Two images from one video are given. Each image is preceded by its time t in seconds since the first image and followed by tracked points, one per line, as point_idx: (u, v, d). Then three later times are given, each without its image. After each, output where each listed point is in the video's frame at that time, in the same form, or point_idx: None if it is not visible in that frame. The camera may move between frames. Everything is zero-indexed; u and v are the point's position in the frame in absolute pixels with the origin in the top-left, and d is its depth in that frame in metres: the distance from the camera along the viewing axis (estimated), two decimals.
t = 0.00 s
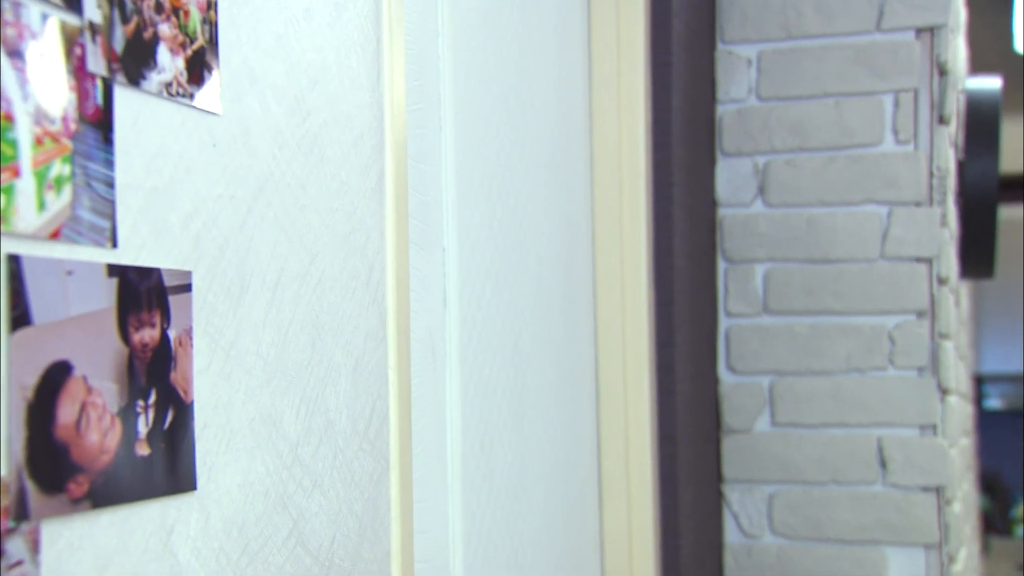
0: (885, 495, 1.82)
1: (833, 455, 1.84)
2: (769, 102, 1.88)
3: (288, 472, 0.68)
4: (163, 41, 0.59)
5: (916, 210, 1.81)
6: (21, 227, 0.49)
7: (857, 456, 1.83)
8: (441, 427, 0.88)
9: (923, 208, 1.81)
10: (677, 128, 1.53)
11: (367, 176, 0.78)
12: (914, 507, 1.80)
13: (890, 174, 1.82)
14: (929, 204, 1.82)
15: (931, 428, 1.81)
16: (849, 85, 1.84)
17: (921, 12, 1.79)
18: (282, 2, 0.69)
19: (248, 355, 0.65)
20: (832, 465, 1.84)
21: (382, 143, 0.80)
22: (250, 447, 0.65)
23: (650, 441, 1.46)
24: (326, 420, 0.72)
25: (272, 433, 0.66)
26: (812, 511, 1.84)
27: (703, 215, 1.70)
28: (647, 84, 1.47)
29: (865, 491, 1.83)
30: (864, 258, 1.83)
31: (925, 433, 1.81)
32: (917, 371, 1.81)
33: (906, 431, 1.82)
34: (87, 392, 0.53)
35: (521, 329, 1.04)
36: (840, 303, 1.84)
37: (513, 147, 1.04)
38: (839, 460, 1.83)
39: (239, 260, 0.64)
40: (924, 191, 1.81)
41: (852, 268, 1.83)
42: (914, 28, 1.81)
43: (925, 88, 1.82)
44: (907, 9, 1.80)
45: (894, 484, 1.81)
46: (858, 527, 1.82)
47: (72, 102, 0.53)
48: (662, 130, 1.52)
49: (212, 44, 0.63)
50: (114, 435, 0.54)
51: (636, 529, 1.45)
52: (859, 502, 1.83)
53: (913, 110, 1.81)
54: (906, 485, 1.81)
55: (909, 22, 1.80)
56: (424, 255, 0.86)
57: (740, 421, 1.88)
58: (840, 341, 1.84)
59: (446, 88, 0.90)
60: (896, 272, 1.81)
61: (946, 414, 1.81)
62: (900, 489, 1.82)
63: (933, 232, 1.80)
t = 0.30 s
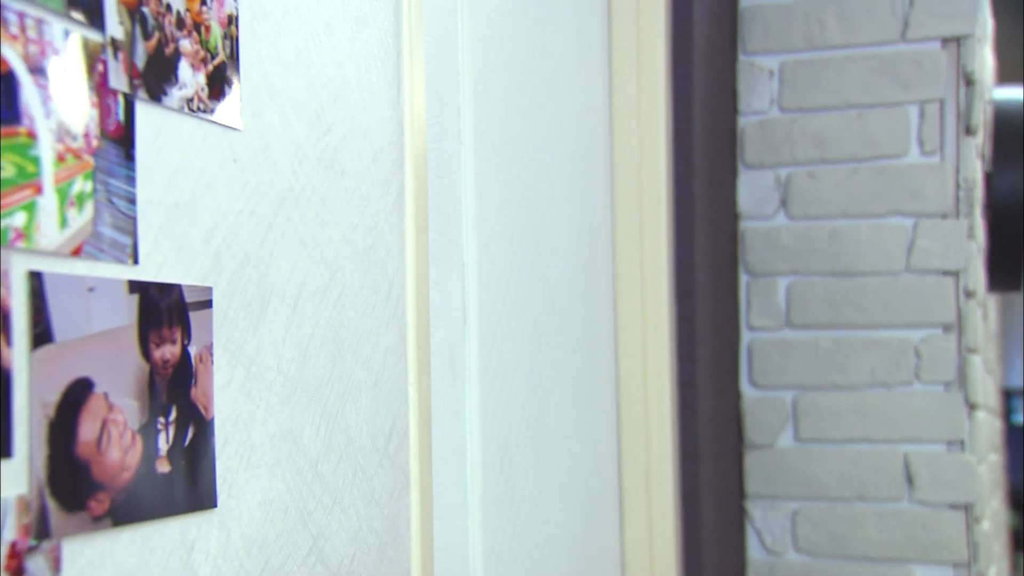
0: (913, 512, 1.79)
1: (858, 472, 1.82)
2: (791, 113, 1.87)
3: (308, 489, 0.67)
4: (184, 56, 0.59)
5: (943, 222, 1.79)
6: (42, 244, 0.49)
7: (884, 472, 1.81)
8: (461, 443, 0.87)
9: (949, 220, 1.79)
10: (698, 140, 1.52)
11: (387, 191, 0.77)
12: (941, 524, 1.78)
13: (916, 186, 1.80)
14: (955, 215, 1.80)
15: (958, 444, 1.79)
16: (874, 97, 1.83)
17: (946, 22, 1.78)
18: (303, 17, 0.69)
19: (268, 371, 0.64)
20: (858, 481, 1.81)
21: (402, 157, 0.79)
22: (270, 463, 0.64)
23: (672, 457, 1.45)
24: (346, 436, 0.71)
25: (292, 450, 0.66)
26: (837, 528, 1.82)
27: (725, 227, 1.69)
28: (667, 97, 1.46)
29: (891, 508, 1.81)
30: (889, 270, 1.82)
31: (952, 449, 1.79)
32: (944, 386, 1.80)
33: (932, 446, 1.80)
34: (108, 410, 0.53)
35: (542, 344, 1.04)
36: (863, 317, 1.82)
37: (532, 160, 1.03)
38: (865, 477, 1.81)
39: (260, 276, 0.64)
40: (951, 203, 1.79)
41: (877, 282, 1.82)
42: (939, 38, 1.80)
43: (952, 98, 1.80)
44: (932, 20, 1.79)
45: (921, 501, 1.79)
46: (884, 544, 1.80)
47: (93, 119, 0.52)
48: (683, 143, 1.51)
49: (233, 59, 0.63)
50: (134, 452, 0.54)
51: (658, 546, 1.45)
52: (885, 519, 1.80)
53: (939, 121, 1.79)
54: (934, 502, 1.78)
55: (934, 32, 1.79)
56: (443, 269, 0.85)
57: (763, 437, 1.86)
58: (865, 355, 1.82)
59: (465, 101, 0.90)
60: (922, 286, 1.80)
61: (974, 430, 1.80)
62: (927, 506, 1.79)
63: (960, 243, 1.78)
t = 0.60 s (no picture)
0: (941, 529, 1.77)
1: (885, 488, 1.80)
2: (815, 124, 1.86)
3: (329, 505, 0.67)
4: (206, 72, 0.59)
5: (971, 235, 1.78)
6: (66, 260, 0.49)
7: (911, 489, 1.79)
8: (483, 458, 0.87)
9: (977, 232, 1.78)
10: (721, 151, 1.50)
11: (409, 206, 0.77)
12: (970, 541, 1.76)
13: (943, 197, 1.79)
14: (983, 227, 1.78)
15: (987, 460, 1.77)
16: (900, 107, 1.81)
17: (972, 32, 1.78)
18: (325, 31, 0.69)
19: (290, 387, 0.64)
20: (884, 497, 1.80)
21: (423, 170, 0.79)
22: (291, 479, 0.64)
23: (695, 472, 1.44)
24: (368, 452, 0.71)
25: (314, 466, 0.66)
26: (863, 544, 1.80)
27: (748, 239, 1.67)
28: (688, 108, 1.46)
29: (918, 524, 1.79)
30: (915, 283, 1.80)
31: (981, 465, 1.78)
32: (972, 401, 1.78)
33: (960, 462, 1.78)
34: (131, 426, 0.53)
35: (564, 358, 1.03)
36: (889, 330, 1.81)
37: (554, 173, 1.03)
38: (892, 493, 1.79)
39: (281, 291, 0.64)
40: (978, 215, 1.78)
41: (903, 295, 1.80)
42: (966, 48, 1.79)
43: (979, 109, 1.79)
44: (958, 29, 1.78)
45: (949, 517, 1.77)
46: (911, 561, 1.78)
47: (117, 135, 0.52)
48: (706, 156, 1.50)
49: (255, 73, 0.63)
50: (157, 469, 0.54)
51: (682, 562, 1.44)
52: (911, 535, 1.79)
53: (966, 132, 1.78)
54: (962, 519, 1.76)
55: (960, 42, 1.78)
56: (464, 282, 0.85)
57: (787, 452, 1.84)
58: (891, 369, 1.81)
59: (487, 115, 0.89)
60: (950, 299, 1.78)
61: (1004, 446, 1.77)
62: (955, 523, 1.77)
63: (989, 256, 1.77)
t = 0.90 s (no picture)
0: (971, 547, 1.75)
1: (914, 505, 1.78)
2: (841, 137, 1.85)
3: (354, 522, 0.67)
4: (232, 88, 0.59)
5: (1000, 248, 1.76)
6: (93, 277, 0.49)
7: (940, 505, 1.77)
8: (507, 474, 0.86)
9: (1007, 246, 1.76)
10: (745, 163, 1.49)
11: (433, 221, 0.77)
12: (1000, 558, 1.74)
13: (972, 210, 1.77)
14: (1013, 241, 1.76)
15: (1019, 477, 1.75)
16: (925, 120, 1.80)
17: (1000, 43, 1.76)
18: (349, 47, 0.69)
19: (314, 403, 0.64)
20: (912, 514, 1.78)
21: (447, 184, 0.79)
22: (317, 496, 0.64)
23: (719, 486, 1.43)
24: (392, 469, 0.71)
25: (339, 482, 0.66)
26: (891, 560, 1.79)
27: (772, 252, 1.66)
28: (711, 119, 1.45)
29: (946, 541, 1.77)
30: (944, 297, 1.79)
31: (1012, 482, 1.75)
32: (1003, 417, 1.76)
33: (990, 479, 1.76)
34: (157, 443, 0.53)
35: (589, 373, 1.02)
36: (917, 345, 1.79)
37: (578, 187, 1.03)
38: (922, 511, 1.78)
39: (307, 307, 0.64)
40: (1008, 228, 1.76)
41: (931, 309, 1.79)
42: (994, 60, 1.77)
43: (1008, 121, 1.77)
44: (986, 41, 1.77)
45: (980, 535, 1.75)
46: None
47: (143, 152, 0.53)
48: (730, 167, 1.49)
49: (281, 89, 0.63)
50: (182, 485, 0.54)
51: None
52: (941, 552, 1.77)
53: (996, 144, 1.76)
54: (993, 536, 1.74)
55: (988, 54, 1.77)
56: (487, 297, 0.85)
57: (813, 466, 1.82)
58: (920, 385, 1.79)
59: (510, 130, 0.89)
60: (979, 313, 1.76)
61: None
62: (986, 541, 1.75)
63: (1020, 270, 1.75)
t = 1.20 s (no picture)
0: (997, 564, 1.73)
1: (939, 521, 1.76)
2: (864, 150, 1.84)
3: (377, 539, 0.67)
4: (257, 106, 0.59)
5: None
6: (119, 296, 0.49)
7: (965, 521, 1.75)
8: (527, 489, 0.86)
9: None
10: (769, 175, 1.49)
11: (456, 237, 0.77)
12: None
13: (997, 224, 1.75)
14: None
15: None
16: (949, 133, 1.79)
17: None
18: (373, 64, 0.69)
19: (338, 420, 0.64)
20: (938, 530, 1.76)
21: (470, 201, 0.79)
22: (340, 513, 0.64)
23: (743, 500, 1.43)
24: (415, 484, 0.71)
25: (362, 499, 0.65)
26: None
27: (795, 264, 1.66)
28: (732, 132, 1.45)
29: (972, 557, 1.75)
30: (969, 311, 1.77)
31: None
32: None
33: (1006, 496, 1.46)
34: (182, 461, 0.53)
35: (612, 388, 1.02)
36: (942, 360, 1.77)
37: (600, 203, 1.02)
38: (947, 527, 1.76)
39: (330, 323, 0.64)
40: None
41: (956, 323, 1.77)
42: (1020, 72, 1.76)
43: None
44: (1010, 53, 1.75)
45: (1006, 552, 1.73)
46: None
47: (170, 170, 0.53)
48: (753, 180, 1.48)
49: (305, 108, 0.63)
50: (207, 503, 0.54)
51: None
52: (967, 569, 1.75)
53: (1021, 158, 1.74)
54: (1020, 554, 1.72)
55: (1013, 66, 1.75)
56: (510, 313, 0.85)
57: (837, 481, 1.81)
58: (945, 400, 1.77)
59: (532, 144, 0.89)
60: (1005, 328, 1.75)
61: None
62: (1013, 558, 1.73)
63: None
